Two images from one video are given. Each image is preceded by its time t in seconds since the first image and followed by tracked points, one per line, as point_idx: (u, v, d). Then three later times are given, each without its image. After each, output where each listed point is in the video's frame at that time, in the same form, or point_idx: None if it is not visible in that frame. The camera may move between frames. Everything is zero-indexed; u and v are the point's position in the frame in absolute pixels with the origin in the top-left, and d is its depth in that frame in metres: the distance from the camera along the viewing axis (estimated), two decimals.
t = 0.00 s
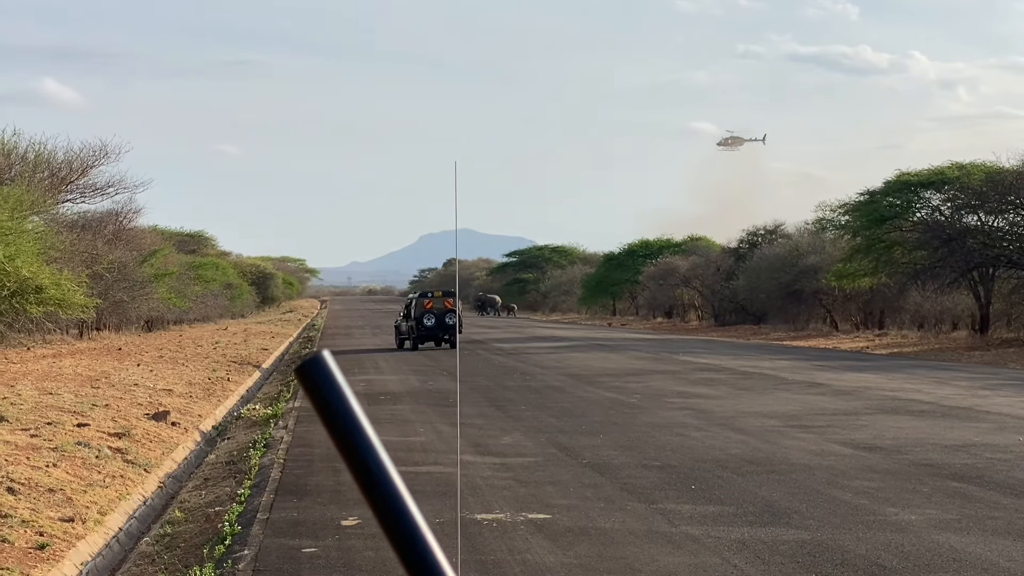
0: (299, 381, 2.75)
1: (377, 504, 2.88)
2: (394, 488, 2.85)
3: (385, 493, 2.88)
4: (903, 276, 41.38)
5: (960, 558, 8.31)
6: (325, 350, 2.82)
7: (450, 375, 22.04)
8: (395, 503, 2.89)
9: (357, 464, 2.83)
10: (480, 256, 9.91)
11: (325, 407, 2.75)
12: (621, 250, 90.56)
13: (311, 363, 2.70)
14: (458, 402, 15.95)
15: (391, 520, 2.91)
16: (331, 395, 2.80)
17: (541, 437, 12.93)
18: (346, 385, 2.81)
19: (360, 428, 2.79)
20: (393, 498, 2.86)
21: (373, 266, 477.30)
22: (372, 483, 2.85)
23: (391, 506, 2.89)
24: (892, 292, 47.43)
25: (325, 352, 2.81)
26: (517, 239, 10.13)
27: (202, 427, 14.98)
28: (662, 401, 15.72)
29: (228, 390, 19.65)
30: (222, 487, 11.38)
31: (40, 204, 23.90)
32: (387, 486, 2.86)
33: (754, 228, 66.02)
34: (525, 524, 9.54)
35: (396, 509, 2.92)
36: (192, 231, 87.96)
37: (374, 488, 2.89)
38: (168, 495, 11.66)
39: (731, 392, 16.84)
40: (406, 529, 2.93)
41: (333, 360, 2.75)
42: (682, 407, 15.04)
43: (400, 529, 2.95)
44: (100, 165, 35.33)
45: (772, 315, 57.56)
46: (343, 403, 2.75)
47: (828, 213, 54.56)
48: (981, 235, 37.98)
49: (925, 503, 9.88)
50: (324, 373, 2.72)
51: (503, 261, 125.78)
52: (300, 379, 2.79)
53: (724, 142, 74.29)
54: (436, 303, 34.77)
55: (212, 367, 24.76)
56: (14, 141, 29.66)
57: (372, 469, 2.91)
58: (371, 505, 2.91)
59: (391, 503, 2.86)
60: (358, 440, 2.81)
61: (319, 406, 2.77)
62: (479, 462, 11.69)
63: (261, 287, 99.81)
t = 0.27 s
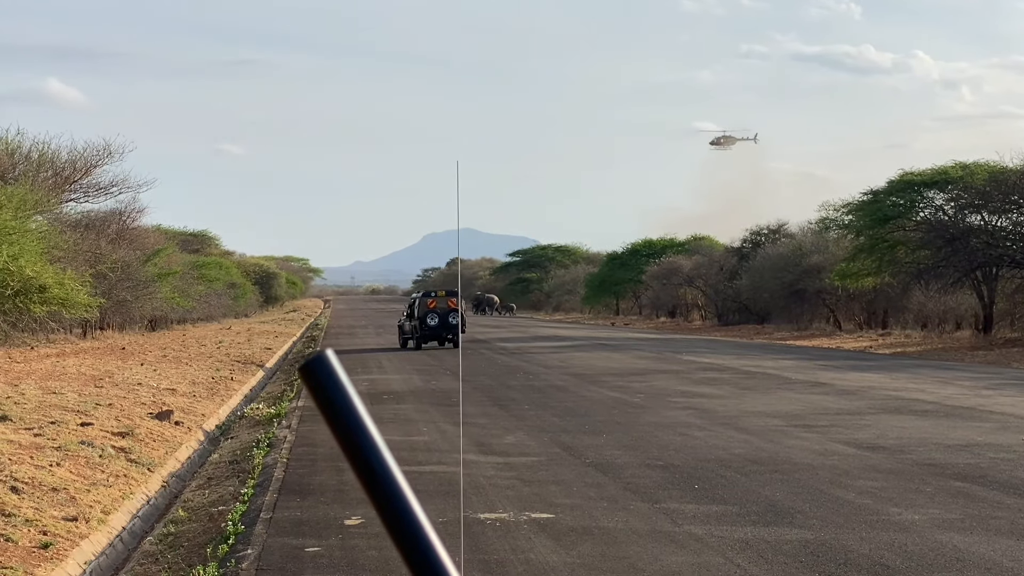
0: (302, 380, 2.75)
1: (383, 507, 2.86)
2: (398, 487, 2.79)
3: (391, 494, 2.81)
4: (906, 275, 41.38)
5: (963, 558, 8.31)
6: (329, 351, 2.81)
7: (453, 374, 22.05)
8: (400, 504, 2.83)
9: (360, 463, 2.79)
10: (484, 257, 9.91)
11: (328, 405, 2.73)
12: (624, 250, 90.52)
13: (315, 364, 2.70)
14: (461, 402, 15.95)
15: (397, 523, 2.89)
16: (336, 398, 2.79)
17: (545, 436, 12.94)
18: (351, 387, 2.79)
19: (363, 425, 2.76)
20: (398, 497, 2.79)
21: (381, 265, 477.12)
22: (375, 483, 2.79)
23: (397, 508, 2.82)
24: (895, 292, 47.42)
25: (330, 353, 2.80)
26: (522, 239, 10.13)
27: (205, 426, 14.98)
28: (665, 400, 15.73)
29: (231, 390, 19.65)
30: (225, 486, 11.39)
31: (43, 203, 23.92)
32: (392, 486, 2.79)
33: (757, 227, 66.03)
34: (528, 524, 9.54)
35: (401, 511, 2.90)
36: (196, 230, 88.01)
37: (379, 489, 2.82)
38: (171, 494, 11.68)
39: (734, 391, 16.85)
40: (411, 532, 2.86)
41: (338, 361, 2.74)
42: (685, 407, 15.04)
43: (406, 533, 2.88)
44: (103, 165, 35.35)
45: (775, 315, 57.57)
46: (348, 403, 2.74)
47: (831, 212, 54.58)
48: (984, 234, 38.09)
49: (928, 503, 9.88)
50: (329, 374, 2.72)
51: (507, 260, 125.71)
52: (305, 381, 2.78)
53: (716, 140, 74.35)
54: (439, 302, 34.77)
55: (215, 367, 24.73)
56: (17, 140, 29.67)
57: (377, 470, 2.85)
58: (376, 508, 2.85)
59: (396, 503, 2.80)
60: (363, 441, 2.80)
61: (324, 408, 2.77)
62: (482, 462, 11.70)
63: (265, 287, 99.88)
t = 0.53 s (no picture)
0: (307, 380, 2.74)
1: (385, 505, 2.88)
2: (401, 488, 2.86)
3: (394, 496, 2.89)
4: (908, 275, 41.33)
5: (965, 557, 8.31)
6: (332, 350, 2.82)
7: (456, 374, 22.05)
8: (401, 503, 2.90)
9: (365, 464, 2.83)
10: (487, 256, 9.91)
11: (332, 407, 2.74)
12: (626, 249, 90.45)
13: (318, 364, 2.71)
14: (463, 401, 15.96)
15: (399, 520, 2.91)
16: (340, 398, 2.80)
17: (547, 436, 12.94)
18: (354, 386, 2.80)
19: (367, 427, 2.79)
20: (401, 497, 2.86)
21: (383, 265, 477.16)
22: (379, 482, 2.85)
23: (399, 506, 2.89)
24: (897, 292, 47.39)
25: (332, 353, 2.80)
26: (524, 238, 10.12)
27: (207, 426, 14.98)
28: (667, 400, 15.73)
29: (234, 389, 19.64)
30: (227, 486, 11.39)
31: (46, 203, 23.94)
32: (394, 486, 2.87)
33: (760, 227, 66.03)
34: (531, 523, 9.54)
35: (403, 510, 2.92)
36: (199, 230, 88.02)
37: (381, 489, 2.88)
38: (174, 493, 11.68)
39: (736, 391, 16.85)
40: (411, 529, 2.94)
41: (340, 360, 2.75)
42: (688, 406, 15.03)
43: (406, 528, 2.96)
44: (106, 164, 35.35)
45: (777, 314, 57.56)
46: (350, 403, 2.75)
47: (833, 212, 54.57)
48: (987, 233, 38.08)
49: (931, 503, 9.87)
50: (332, 373, 2.73)
51: (509, 260, 125.64)
52: (307, 381, 2.79)
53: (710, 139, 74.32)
54: (442, 302, 34.78)
55: (217, 366, 24.71)
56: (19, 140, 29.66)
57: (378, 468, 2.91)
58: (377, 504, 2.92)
59: (401, 505, 2.87)
60: (366, 441, 2.81)
61: (326, 408, 2.77)
62: (485, 461, 11.71)
63: (267, 286, 99.88)
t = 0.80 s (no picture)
0: (308, 376, 2.73)
1: (388, 504, 2.85)
2: (402, 489, 2.83)
3: (397, 496, 2.86)
4: (909, 275, 41.30)
5: (966, 557, 8.31)
6: (332, 348, 2.80)
7: (457, 373, 22.06)
8: (403, 502, 2.87)
9: (366, 462, 2.80)
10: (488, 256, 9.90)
11: (332, 404, 2.73)
12: (628, 249, 90.39)
13: (318, 361, 2.69)
14: (465, 401, 15.96)
15: (402, 521, 2.88)
16: (339, 396, 2.78)
17: (549, 435, 12.94)
18: (354, 385, 2.78)
19: (367, 425, 2.77)
20: (401, 497, 2.82)
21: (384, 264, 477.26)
22: (380, 481, 2.82)
23: (400, 506, 2.86)
24: (899, 291, 47.37)
25: (332, 351, 2.79)
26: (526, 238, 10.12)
27: (209, 425, 14.98)
28: (669, 399, 15.73)
29: (235, 389, 19.64)
30: (229, 486, 11.40)
31: (48, 202, 23.95)
32: (395, 485, 2.83)
33: (761, 227, 66.03)
34: (532, 523, 9.54)
35: (405, 510, 2.88)
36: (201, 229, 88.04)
37: (383, 487, 2.86)
38: (175, 493, 11.69)
39: (738, 390, 16.85)
40: (413, 530, 2.90)
41: (341, 357, 2.73)
42: (689, 406, 15.03)
43: (408, 529, 2.92)
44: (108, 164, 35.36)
45: (778, 314, 57.56)
46: (351, 400, 2.73)
47: (835, 211, 54.54)
48: (988, 233, 38.08)
49: (932, 503, 9.87)
50: (332, 371, 2.71)
51: (510, 259, 125.59)
52: (308, 378, 2.77)
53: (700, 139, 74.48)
54: (443, 301, 34.79)
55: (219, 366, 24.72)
56: (21, 139, 29.68)
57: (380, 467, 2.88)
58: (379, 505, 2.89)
59: (403, 507, 2.84)
60: (367, 439, 2.79)
61: (326, 406, 2.75)
62: (486, 461, 11.71)
63: (269, 286, 99.91)
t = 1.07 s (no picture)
0: (311, 376, 2.74)
1: (388, 502, 2.86)
2: (404, 487, 2.85)
3: (399, 494, 2.88)
4: (910, 275, 41.34)
5: (968, 557, 8.31)
6: (336, 346, 2.81)
7: (459, 373, 22.05)
8: (406, 502, 2.89)
9: (368, 462, 2.83)
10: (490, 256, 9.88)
11: (335, 405, 2.74)
12: (629, 248, 90.31)
13: (323, 359, 2.69)
14: (466, 400, 15.97)
15: (403, 517, 2.90)
16: (344, 392, 2.78)
17: (549, 435, 12.94)
18: (357, 384, 2.78)
19: (369, 425, 2.78)
20: (403, 495, 2.84)
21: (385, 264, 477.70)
22: (383, 480, 2.84)
23: (403, 504, 2.88)
24: (900, 291, 47.32)
25: (335, 348, 2.79)
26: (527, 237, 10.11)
27: (210, 425, 14.97)
28: (670, 399, 15.73)
29: (236, 388, 19.64)
30: (230, 485, 11.41)
31: (49, 202, 23.96)
32: (397, 484, 2.86)
33: (762, 226, 66.04)
34: (534, 522, 9.54)
35: (407, 507, 2.90)
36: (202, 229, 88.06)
37: (385, 487, 2.88)
38: (176, 492, 11.69)
39: (739, 390, 16.85)
40: (415, 527, 2.93)
41: (344, 356, 2.73)
42: (690, 406, 15.03)
43: (410, 528, 2.95)
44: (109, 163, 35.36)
45: (780, 313, 57.56)
46: (354, 400, 2.74)
47: (836, 211, 54.47)
48: (990, 233, 38.11)
49: (934, 502, 9.86)
50: (335, 369, 2.72)
51: (511, 259, 125.54)
52: (310, 375, 2.77)
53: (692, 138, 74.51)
54: (444, 301, 34.80)
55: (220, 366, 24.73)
56: (22, 139, 29.69)
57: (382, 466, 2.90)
58: (381, 503, 2.91)
59: (405, 505, 2.86)
60: (369, 438, 2.80)
61: (329, 405, 2.76)
62: (487, 460, 11.73)
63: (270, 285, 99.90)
